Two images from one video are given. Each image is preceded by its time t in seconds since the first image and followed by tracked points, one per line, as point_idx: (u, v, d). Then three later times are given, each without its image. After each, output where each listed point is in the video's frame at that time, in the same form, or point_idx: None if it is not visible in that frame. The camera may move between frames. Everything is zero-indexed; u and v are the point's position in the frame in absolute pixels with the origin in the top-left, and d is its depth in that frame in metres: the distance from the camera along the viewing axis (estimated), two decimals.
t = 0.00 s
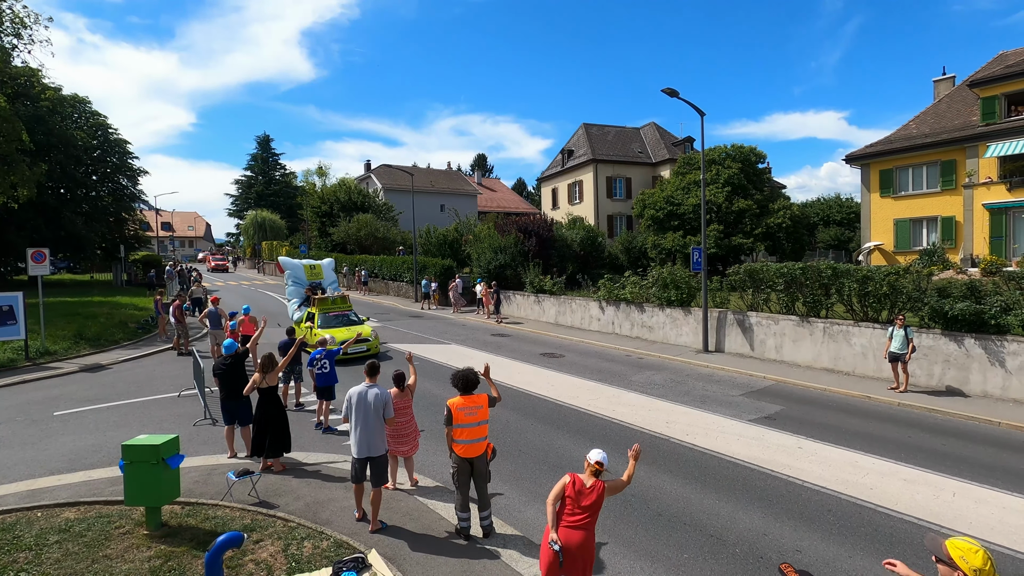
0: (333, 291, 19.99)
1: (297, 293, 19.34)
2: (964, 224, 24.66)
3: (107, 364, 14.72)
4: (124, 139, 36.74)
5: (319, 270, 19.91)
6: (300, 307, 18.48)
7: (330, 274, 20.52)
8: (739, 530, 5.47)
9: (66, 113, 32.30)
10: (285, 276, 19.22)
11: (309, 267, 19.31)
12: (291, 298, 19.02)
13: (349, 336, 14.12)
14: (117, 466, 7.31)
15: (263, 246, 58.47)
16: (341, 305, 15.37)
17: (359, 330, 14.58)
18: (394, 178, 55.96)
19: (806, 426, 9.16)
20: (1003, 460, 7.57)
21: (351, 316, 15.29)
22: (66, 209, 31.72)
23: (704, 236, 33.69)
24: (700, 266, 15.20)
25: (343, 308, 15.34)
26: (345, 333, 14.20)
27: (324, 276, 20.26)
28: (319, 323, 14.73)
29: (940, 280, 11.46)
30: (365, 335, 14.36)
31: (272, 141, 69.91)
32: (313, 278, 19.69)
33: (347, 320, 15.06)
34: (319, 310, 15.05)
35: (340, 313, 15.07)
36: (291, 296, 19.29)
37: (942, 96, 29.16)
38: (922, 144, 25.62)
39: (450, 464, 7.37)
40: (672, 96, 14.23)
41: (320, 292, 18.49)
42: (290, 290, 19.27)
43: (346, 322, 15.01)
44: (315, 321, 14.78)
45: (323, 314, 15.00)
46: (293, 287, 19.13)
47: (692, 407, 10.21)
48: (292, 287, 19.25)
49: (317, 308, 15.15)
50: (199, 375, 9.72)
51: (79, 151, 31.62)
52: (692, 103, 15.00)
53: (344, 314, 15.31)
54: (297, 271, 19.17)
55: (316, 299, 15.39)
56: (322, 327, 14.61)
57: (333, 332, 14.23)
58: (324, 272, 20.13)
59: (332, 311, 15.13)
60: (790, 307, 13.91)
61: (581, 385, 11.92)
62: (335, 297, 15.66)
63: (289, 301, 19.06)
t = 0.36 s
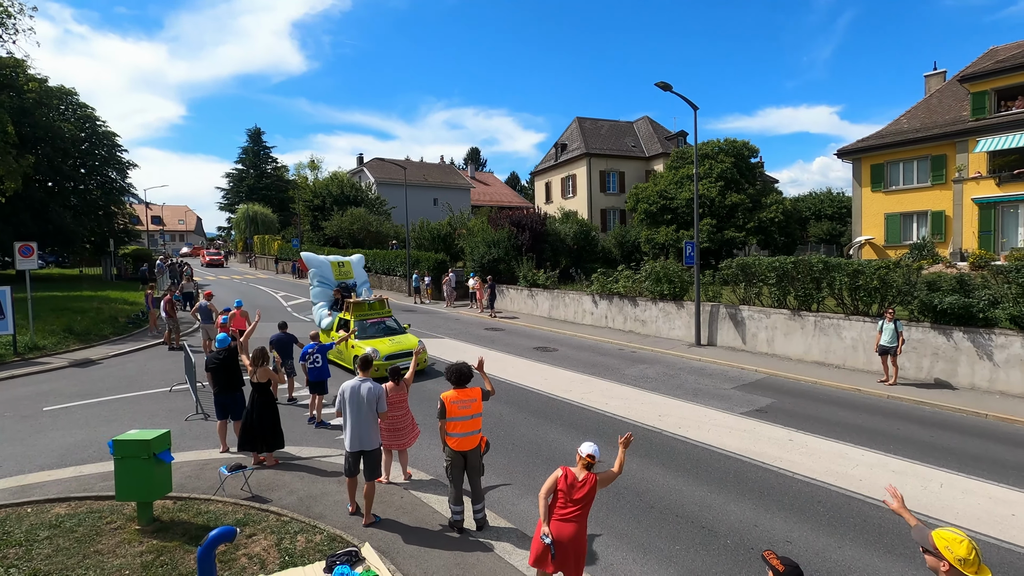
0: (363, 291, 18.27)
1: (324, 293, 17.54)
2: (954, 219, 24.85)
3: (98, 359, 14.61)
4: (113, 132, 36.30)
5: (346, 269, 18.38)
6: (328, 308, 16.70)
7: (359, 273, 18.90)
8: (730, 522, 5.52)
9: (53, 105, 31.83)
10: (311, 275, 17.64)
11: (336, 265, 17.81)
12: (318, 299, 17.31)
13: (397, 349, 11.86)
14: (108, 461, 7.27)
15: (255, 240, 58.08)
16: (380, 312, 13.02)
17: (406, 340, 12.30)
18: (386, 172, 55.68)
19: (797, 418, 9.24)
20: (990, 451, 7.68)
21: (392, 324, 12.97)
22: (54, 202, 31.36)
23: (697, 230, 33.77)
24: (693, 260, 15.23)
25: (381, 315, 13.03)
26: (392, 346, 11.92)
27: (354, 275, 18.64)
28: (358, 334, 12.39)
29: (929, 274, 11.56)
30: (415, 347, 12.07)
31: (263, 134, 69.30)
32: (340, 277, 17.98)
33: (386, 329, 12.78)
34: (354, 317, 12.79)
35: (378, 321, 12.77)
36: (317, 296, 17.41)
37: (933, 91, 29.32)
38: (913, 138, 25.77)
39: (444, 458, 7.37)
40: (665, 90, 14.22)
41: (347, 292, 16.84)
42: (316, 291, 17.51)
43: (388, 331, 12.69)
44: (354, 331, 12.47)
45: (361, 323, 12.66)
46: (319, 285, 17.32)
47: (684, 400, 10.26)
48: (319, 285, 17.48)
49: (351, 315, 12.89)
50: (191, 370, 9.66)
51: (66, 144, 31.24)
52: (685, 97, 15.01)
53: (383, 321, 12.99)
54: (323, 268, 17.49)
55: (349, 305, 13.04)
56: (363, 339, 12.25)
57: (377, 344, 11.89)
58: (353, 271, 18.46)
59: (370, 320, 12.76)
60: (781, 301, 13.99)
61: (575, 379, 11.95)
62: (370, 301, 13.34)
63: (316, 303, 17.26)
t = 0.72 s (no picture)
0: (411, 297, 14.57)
1: (365, 299, 13.60)
2: (941, 210, 25.11)
3: (86, 357, 14.45)
4: (98, 127, 35.76)
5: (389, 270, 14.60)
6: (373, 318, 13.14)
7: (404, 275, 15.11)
8: (721, 512, 5.57)
9: (35, 100, 31.28)
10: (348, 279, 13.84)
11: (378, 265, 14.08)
12: (358, 307, 13.45)
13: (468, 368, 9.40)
14: (98, 460, 7.21)
15: (244, 236, 57.59)
16: (439, 323, 10.54)
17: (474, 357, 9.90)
18: (377, 166, 55.34)
19: (788, 408, 9.33)
20: (975, 438, 7.80)
21: (453, 338, 10.48)
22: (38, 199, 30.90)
23: (688, 223, 33.88)
24: (684, 253, 15.27)
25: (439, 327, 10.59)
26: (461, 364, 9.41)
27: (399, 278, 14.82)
28: (416, 351, 9.84)
29: (917, 265, 11.68)
30: (489, 367, 9.59)
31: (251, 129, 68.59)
32: (384, 280, 14.13)
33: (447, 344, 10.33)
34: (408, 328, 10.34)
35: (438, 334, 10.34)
36: (357, 303, 13.50)
37: (920, 84, 29.55)
38: (901, 130, 25.95)
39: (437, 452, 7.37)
40: (655, 83, 14.22)
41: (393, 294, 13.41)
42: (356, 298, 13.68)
43: (450, 347, 10.18)
44: (411, 346, 9.91)
45: (418, 337, 10.16)
46: (359, 289, 13.57)
47: (676, 392, 10.32)
48: (359, 289, 13.62)
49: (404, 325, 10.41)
50: (181, 368, 9.58)
51: (50, 139, 30.81)
52: (674, 91, 15.02)
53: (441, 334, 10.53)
54: (363, 267, 13.77)
55: (402, 315, 10.53)
56: (422, 357, 9.72)
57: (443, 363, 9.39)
58: (398, 273, 14.61)
59: (427, 333, 10.26)
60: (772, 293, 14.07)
61: (567, 373, 11.97)
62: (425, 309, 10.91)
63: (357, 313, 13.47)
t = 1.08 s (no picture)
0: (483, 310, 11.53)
1: (431, 311, 10.93)
2: (925, 212, 25.47)
3: (68, 353, 14.23)
4: (81, 120, 35.19)
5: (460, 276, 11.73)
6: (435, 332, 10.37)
7: (477, 284, 12.06)
8: (707, 509, 5.61)
9: (17, 91, 30.69)
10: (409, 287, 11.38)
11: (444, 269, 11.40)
12: (423, 322, 10.84)
13: (585, 409, 6.78)
14: (80, 457, 7.12)
15: (231, 231, 57.02)
16: (534, 346, 7.88)
17: (586, 392, 7.27)
18: (366, 162, 55.01)
19: (773, 407, 9.43)
20: (956, 436, 7.93)
21: (553, 366, 7.79)
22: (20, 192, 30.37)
23: (677, 222, 34.06)
24: (673, 252, 15.34)
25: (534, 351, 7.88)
26: (578, 405, 6.82)
27: (469, 286, 11.83)
28: (511, 385, 7.22)
29: (901, 265, 11.83)
30: (611, 406, 7.04)
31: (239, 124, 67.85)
32: (450, 287, 11.39)
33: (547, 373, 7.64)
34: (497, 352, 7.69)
35: (534, 360, 7.70)
36: (420, 316, 10.93)
37: (906, 86, 29.91)
38: (887, 133, 26.25)
39: (425, 449, 7.35)
40: (646, 82, 14.25)
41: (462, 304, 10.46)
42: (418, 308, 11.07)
43: (551, 378, 7.57)
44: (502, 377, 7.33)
45: (511, 364, 7.50)
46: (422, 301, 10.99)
47: (664, 390, 10.39)
48: (423, 300, 11.03)
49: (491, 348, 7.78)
50: (166, 364, 9.46)
51: (32, 131, 30.27)
52: (664, 90, 15.04)
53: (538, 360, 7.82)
54: (425, 273, 11.23)
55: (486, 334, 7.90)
56: (520, 392, 7.13)
57: (551, 402, 6.83)
58: (466, 279, 11.74)
59: (520, 358, 7.63)
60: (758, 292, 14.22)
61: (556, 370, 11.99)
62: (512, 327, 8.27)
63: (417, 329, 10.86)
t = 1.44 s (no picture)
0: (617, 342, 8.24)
1: (555, 340, 7.59)
2: (920, 214, 25.60)
3: (62, 352, 14.15)
4: (77, 117, 35.00)
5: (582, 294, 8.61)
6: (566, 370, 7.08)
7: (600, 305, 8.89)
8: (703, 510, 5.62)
9: (11, 87, 30.49)
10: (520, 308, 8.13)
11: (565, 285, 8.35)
12: (542, 352, 7.50)
13: (819, 490, 4.52)
14: (73, 456, 7.07)
15: (227, 230, 56.81)
16: (715, 391, 5.52)
17: (799, 459, 5.00)
18: (363, 161, 54.90)
19: (768, 408, 9.44)
20: (949, 438, 7.97)
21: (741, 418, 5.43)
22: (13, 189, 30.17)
23: (674, 223, 34.11)
24: (669, 253, 15.36)
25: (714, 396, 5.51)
26: (808, 483, 4.58)
27: (594, 308, 8.66)
28: (700, 450, 4.93)
29: (896, 268, 11.90)
30: (846, 483, 4.77)
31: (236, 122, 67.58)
32: (574, 308, 8.22)
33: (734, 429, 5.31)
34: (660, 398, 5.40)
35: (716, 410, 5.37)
36: (537, 345, 7.53)
37: (901, 90, 30.07)
38: (883, 136, 26.37)
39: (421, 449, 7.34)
40: (643, 83, 14.27)
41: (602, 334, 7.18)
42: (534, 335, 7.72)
43: (746, 437, 5.25)
44: (680, 436, 5.07)
45: (689, 416, 5.21)
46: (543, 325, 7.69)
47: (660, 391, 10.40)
48: (544, 324, 7.72)
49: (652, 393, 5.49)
50: (161, 363, 9.42)
51: (28, 128, 30.12)
52: (661, 91, 15.04)
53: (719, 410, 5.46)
54: (545, 288, 8.05)
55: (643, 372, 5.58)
56: (714, 463, 4.84)
57: (767, 478, 4.60)
58: (584, 298, 8.51)
59: (703, 410, 5.30)
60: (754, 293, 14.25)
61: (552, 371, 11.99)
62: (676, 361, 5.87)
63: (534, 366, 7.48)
